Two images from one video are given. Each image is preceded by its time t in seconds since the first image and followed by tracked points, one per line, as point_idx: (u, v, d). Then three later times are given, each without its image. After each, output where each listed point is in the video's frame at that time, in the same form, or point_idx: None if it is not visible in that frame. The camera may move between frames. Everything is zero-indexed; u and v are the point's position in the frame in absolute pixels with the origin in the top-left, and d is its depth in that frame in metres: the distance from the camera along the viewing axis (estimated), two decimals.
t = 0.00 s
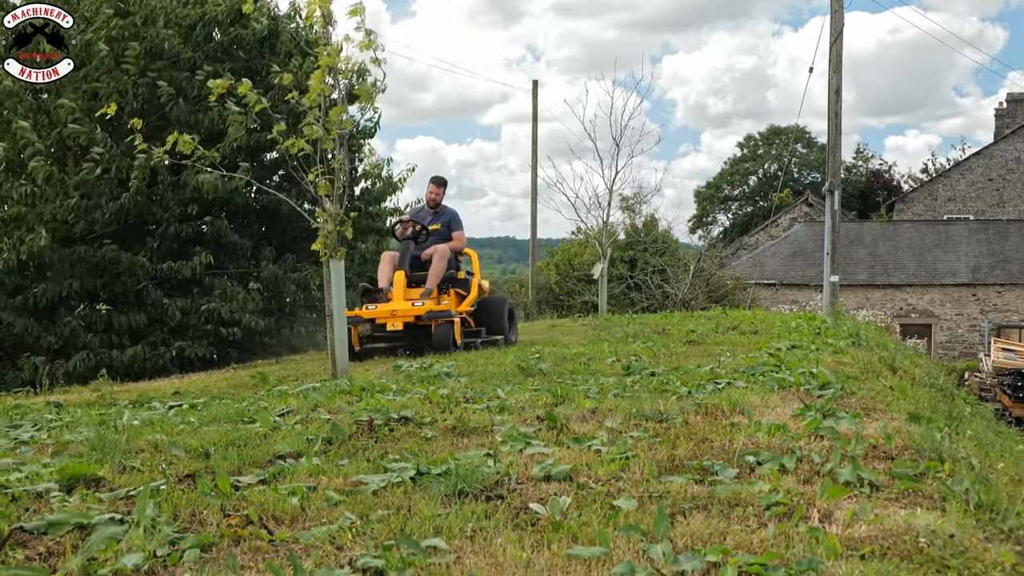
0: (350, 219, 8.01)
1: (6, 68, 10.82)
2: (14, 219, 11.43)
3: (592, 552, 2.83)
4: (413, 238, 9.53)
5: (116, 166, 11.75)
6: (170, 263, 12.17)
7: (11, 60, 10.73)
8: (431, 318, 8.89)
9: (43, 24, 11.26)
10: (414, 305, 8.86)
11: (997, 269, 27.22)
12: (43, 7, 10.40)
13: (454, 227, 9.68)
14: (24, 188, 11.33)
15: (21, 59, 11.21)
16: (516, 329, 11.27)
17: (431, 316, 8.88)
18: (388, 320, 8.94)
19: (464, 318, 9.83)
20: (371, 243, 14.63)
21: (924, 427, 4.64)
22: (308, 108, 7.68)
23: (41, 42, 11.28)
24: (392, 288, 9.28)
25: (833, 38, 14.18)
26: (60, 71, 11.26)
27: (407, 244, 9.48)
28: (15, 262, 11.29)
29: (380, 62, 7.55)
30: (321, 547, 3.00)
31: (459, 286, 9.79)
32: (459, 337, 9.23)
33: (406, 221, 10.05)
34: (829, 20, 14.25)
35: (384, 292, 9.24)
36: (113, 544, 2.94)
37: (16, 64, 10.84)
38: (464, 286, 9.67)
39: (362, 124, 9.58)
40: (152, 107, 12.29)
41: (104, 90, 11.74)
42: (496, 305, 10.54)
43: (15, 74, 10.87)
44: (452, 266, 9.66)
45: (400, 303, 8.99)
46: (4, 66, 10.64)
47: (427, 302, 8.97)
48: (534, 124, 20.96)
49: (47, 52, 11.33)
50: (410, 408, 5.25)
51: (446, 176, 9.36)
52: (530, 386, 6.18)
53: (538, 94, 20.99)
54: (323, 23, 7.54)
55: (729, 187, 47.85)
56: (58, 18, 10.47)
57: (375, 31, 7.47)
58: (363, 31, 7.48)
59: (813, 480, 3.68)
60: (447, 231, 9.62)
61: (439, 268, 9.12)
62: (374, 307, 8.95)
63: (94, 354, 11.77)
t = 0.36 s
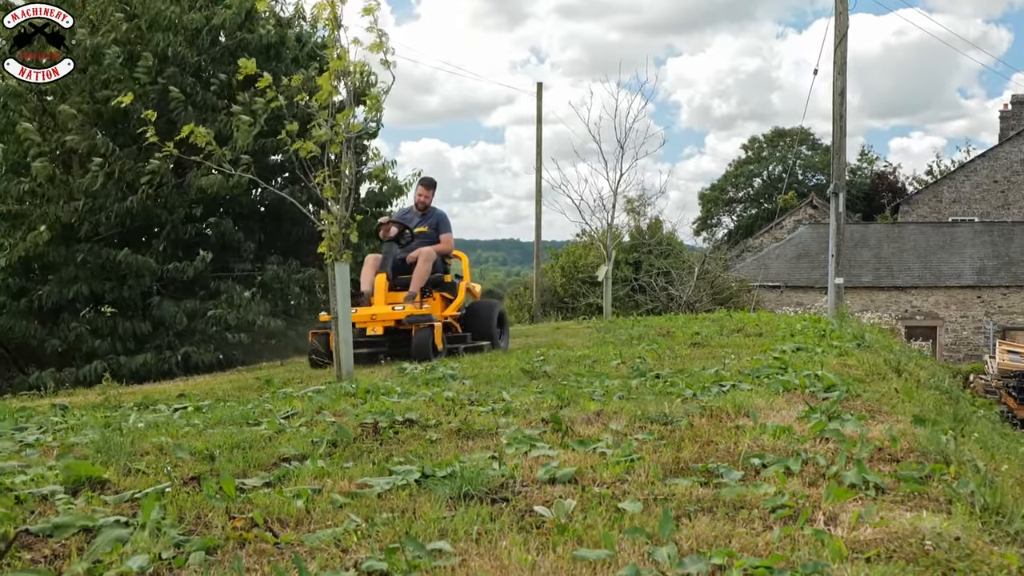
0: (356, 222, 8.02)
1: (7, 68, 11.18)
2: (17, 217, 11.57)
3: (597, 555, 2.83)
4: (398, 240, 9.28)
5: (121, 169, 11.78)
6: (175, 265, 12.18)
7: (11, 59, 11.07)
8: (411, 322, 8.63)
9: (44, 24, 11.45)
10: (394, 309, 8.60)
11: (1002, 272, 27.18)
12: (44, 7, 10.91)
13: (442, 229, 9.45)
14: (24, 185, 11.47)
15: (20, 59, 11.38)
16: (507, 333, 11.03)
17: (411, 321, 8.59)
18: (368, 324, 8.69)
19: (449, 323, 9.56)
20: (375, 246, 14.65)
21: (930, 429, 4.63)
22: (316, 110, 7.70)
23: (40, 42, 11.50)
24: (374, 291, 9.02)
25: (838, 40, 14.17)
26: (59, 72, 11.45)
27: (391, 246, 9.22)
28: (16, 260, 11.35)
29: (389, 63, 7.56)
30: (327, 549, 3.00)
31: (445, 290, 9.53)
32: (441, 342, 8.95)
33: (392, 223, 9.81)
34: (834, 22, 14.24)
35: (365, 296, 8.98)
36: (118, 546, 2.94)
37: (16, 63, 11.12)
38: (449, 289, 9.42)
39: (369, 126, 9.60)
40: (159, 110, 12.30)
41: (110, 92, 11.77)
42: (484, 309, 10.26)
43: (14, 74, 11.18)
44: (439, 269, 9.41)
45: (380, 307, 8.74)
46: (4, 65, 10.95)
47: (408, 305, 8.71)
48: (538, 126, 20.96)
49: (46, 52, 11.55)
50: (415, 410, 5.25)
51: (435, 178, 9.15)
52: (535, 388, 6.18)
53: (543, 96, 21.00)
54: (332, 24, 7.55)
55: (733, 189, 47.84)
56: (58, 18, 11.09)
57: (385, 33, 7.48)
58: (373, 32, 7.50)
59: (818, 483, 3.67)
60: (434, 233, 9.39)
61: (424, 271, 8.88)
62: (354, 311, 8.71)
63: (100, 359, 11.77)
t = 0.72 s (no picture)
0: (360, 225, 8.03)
1: (7, 68, 11.02)
2: (21, 224, 11.66)
3: (603, 559, 2.82)
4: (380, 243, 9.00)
5: (126, 172, 11.82)
6: (179, 268, 12.22)
7: (12, 60, 10.88)
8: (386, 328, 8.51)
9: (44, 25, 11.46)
10: (369, 314, 8.51)
11: (1007, 274, 27.12)
12: (43, 7, 10.70)
13: (426, 231, 9.14)
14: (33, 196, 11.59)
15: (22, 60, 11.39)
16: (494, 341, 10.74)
17: (385, 327, 8.54)
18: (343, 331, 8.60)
19: (431, 329, 9.30)
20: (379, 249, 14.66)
21: (935, 432, 4.62)
22: (320, 114, 7.71)
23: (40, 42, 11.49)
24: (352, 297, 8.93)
25: (843, 43, 14.16)
26: (60, 71, 11.44)
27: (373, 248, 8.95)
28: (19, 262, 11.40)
29: (391, 68, 7.57)
30: (332, 553, 3.00)
31: (428, 294, 9.24)
32: (417, 349, 8.79)
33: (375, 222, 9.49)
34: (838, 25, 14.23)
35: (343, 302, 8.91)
36: (124, 550, 2.94)
37: (16, 64, 10.98)
38: (432, 293, 9.13)
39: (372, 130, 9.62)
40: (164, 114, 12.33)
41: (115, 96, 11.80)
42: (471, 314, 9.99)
43: (15, 74, 11.03)
44: (422, 272, 9.12)
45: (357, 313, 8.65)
46: (5, 66, 10.77)
47: (384, 311, 8.61)
48: (542, 129, 20.96)
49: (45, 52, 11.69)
50: (420, 414, 5.25)
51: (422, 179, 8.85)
52: (540, 392, 6.18)
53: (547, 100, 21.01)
54: (336, 29, 7.56)
55: (738, 192, 47.81)
56: (57, 18, 10.94)
57: (387, 38, 7.50)
58: (375, 37, 7.51)
59: (824, 486, 3.66)
60: (417, 235, 9.08)
61: (404, 274, 8.65)
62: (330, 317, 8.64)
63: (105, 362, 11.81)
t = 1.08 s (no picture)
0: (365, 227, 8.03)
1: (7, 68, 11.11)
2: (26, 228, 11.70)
3: (609, 561, 2.83)
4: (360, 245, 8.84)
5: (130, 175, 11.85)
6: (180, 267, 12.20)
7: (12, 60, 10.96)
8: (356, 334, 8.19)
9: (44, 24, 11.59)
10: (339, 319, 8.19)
11: (1013, 277, 27.06)
12: (44, 7, 10.75)
13: (408, 232, 9.03)
14: (38, 201, 11.40)
15: (22, 59, 11.49)
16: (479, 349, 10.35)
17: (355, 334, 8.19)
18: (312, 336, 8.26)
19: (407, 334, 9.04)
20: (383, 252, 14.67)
21: (940, 435, 4.62)
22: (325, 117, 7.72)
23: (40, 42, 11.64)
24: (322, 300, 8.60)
25: (848, 46, 14.15)
26: (60, 71, 11.54)
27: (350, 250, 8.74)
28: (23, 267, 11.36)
29: (395, 71, 7.58)
30: (337, 555, 3.01)
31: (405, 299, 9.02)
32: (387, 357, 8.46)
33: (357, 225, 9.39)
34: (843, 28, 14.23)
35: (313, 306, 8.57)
36: (130, 552, 2.95)
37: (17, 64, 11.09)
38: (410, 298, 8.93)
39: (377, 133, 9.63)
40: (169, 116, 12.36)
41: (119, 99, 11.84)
42: (453, 320, 9.57)
43: (15, 74, 11.13)
44: (403, 276, 8.92)
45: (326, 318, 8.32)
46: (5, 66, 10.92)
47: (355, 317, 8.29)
48: (547, 131, 20.95)
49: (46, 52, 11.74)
50: (425, 416, 5.25)
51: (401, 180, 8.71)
52: (544, 394, 6.17)
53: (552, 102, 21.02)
54: (340, 32, 7.58)
55: (742, 194, 47.77)
56: (58, 17, 11.04)
57: (391, 41, 7.51)
58: (379, 40, 7.53)
59: (829, 489, 3.66)
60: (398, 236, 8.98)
61: (381, 278, 8.38)
62: (299, 321, 8.30)
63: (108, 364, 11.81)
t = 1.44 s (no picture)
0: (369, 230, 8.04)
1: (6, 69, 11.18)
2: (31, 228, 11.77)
3: (614, 565, 2.82)
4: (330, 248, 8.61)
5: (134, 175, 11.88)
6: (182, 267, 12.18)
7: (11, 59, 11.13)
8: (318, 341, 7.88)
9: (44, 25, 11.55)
10: (302, 325, 7.90)
11: (1017, 280, 27.00)
12: (45, 7, 10.91)
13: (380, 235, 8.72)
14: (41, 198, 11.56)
15: (24, 59, 11.54)
16: (456, 355, 9.86)
17: (317, 340, 7.89)
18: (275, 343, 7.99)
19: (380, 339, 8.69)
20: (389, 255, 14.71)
21: (945, 438, 4.60)
22: (328, 120, 7.74)
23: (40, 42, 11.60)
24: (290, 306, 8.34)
25: (852, 48, 14.14)
26: (59, 71, 11.61)
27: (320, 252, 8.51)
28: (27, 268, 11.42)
29: (398, 73, 7.59)
30: (342, 558, 3.01)
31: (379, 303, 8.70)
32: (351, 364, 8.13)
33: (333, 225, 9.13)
34: (847, 30, 14.22)
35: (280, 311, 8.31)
36: (134, 555, 2.96)
37: (16, 63, 11.17)
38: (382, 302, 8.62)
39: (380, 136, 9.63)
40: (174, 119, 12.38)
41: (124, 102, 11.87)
42: (429, 324, 9.16)
43: (14, 74, 11.21)
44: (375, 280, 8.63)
45: (291, 324, 8.04)
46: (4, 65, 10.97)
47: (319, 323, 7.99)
48: (551, 134, 20.96)
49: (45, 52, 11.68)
50: (430, 419, 5.25)
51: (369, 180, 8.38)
52: (549, 397, 6.17)
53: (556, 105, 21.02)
54: (343, 34, 7.59)
55: (746, 197, 47.74)
56: (58, 18, 11.30)
57: (394, 43, 7.53)
58: (383, 42, 7.54)
59: (834, 492, 3.66)
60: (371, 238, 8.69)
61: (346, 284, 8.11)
62: (263, 327, 8.05)
63: (111, 367, 11.86)
